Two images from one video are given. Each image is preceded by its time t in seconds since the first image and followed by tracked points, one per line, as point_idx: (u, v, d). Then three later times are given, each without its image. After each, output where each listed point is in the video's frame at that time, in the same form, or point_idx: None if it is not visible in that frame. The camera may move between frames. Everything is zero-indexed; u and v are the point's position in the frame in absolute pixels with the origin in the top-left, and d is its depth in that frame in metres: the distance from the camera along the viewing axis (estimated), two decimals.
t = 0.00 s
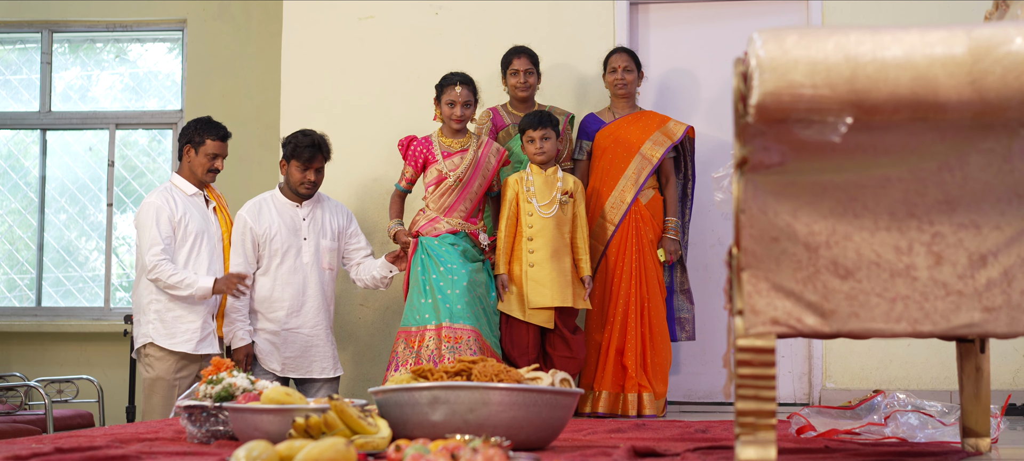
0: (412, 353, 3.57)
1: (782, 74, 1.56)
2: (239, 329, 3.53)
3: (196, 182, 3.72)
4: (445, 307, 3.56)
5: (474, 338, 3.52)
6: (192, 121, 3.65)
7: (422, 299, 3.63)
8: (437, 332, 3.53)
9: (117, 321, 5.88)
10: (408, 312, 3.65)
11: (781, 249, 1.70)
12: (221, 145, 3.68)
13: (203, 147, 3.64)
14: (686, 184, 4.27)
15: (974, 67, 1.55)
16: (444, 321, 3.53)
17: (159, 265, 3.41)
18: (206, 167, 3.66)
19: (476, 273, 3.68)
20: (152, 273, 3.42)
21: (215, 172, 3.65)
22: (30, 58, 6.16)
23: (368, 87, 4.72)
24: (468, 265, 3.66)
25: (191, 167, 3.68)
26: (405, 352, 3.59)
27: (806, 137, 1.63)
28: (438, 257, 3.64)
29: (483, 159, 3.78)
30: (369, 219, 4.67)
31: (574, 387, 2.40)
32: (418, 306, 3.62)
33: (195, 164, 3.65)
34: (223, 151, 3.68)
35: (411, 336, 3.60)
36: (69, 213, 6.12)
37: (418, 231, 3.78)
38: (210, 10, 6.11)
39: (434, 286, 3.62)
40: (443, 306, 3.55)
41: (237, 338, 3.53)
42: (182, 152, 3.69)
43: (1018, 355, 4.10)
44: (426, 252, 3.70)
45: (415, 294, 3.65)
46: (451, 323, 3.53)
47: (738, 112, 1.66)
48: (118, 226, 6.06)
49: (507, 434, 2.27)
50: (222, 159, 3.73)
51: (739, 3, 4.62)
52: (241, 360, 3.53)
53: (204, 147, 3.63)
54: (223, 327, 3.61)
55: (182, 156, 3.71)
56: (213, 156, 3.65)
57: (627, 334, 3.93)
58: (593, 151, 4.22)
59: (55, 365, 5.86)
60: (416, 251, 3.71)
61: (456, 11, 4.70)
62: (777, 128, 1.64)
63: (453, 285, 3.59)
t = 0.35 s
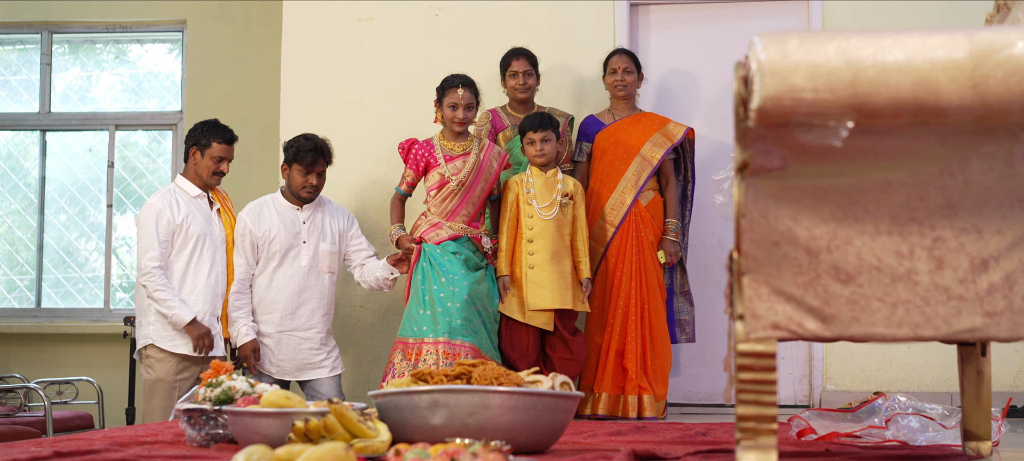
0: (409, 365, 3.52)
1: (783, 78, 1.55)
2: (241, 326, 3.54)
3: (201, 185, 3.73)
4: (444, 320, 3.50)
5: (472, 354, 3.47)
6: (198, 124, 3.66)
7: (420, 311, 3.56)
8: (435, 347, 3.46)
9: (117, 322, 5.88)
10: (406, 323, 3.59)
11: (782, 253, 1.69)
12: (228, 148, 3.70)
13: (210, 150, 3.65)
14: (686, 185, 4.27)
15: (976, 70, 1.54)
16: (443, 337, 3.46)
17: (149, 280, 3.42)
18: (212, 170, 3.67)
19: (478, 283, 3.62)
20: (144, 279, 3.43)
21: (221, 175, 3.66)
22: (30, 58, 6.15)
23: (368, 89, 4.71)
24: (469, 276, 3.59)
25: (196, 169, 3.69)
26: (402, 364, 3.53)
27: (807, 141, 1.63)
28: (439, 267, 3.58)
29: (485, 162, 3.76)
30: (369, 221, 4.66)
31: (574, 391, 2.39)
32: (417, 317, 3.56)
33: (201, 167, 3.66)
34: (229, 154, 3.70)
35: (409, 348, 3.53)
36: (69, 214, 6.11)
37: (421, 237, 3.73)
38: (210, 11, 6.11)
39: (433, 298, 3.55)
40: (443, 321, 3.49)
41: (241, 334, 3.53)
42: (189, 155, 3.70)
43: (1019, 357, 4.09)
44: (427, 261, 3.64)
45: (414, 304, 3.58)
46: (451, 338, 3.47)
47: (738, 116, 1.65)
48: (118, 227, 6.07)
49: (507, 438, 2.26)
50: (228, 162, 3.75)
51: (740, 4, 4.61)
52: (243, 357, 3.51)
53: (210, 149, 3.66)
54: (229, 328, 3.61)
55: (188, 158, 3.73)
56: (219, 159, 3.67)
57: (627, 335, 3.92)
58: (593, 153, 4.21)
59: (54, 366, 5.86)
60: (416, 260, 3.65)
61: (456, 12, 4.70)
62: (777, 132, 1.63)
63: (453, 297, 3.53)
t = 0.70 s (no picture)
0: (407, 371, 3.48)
1: (783, 82, 1.55)
2: (250, 330, 3.55)
3: (202, 187, 3.72)
4: (445, 326, 3.46)
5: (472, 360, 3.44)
6: (201, 126, 3.67)
7: (420, 316, 3.53)
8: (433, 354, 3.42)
9: (116, 324, 5.88)
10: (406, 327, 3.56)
11: (782, 258, 1.69)
12: (230, 150, 3.70)
13: (211, 152, 3.66)
14: (686, 187, 4.26)
15: (976, 75, 1.54)
16: (442, 343, 3.43)
17: (144, 285, 3.43)
18: (214, 172, 3.67)
19: (479, 287, 3.59)
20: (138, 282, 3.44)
21: (223, 178, 3.67)
22: (29, 59, 6.15)
23: (367, 91, 4.71)
24: (470, 280, 3.56)
25: (199, 171, 3.69)
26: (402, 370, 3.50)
27: (808, 145, 1.62)
28: (441, 269, 3.57)
29: (485, 167, 3.71)
30: (369, 223, 4.66)
31: (574, 394, 2.39)
32: (417, 322, 3.53)
33: (203, 169, 3.66)
34: (231, 157, 3.71)
35: (409, 354, 3.50)
36: (69, 215, 6.11)
37: (419, 241, 3.70)
38: (210, 13, 6.10)
39: (433, 303, 3.52)
40: (443, 326, 3.46)
41: (249, 339, 3.54)
42: (190, 158, 3.70)
43: (1020, 359, 4.09)
44: (427, 265, 3.61)
45: (415, 309, 3.56)
46: (450, 344, 3.44)
47: (739, 120, 1.65)
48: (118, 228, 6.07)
49: (506, 442, 2.26)
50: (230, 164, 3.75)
51: (740, 6, 4.61)
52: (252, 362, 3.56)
53: (212, 151, 3.66)
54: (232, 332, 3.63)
55: (190, 161, 3.73)
56: (221, 162, 3.67)
57: (627, 337, 3.92)
58: (592, 155, 4.21)
59: (54, 368, 5.85)
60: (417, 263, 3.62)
61: (456, 14, 4.69)
62: (778, 137, 1.63)
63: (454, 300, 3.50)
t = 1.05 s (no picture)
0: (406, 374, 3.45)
1: (784, 86, 1.54)
2: (262, 333, 3.50)
3: (203, 189, 3.72)
4: (445, 331, 3.42)
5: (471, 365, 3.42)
6: (202, 128, 3.66)
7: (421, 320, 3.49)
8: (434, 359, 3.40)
9: (116, 325, 5.88)
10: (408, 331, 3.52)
11: (783, 261, 1.69)
12: (231, 152, 3.68)
13: (212, 154, 3.65)
14: (686, 189, 4.26)
15: (978, 78, 1.53)
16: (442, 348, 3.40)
17: (135, 284, 3.39)
18: (215, 173, 3.66)
19: (481, 291, 3.53)
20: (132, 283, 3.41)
21: (224, 179, 3.66)
22: (29, 60, 6.15)
23: (368, 92, 4.71)
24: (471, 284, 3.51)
25: (200, 173, 3.69)
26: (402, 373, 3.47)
27: (809, 149, 1.62)
28: (440, 272, 3.51)
29: (485, 169, 3.67)
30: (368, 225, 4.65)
31: (574, 397, 2.38)
32: (417, 326, 3.49)
33: (204, 171, 3.65)
34: (232, 158, 3.69)
35: (408, 357, 3.47)
36: (68, 216, 6.11)
37: (418, 244, 3.64)
38: (210, 14, 6.10)
39: (433, 307, 3.47)
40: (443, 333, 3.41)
41: (261, 341, 3.49)
42: (190, 159, 3.69)
43: (1021, 361, 4.08)
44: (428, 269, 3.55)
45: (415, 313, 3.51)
46: (448, 349, 3.41)
47: (740, 124, 1.64)
48: (118, 229, 6.07)
49: (506, 445, 2.25)
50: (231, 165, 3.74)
51: (740, 8, 4.61)
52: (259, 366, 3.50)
53: (213, 153, 3.64)
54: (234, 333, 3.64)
55: (191, 162, 3.72)
56: (221, 163, 3.66)
57: (627, 340, 3.92)
58: (591, 157, 4.20)
59: (53, 369, 5.85)
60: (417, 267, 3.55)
61: (456, 16, 4.69)
62: (779, 140, 1.62)
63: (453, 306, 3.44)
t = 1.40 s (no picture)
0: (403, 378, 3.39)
1: (785, 89, 1.54)
2: (288, 329, 3.45)
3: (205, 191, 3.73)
4: (442, 339, 3.35)
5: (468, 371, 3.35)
6: (204, 129, 3.67)
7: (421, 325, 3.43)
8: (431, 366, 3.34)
9: (116, 326, 5.87)
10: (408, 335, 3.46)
11: (784, 265, 1.68)
12: (232, 153, 3.70)
13: (214, 155, 3.66)
14: (685, 190, 4.25)
15: (979, 82, 1.53)
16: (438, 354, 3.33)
17: (139, 286, 3.40)
18: (216, 175, 3.67)
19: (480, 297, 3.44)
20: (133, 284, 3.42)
21: (224, 181, 3.66)
22: (29, 61, 6.15)
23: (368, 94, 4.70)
24: (469, 290, 3.42)
25: (201, 174, 3.69)
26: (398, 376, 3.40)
27: (810, 153, 1.61)
28: (439, 277, 3.42)
29: (484, 166, 3.59)
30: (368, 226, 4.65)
31: (575, 400, 2.37)
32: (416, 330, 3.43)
33: (205, 172, 3.66)
34: (233, 160, 3.70)
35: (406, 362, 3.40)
36: (68, 217, 6.10)
37: (417, 245, 3.56)
38: (210, 14, 6.10)
39: (432, 313, 3.39)
40: (440, 341, 3.34)
41: (284, 337, 3.44)
42: (192, 161, 3.70)
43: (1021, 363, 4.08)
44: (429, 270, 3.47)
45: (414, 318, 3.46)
46: (446, 355, 3.34)
47: (740, 127, 1.64)
48: (117, 229, 6.07)
49: (507, 448, 2.25)
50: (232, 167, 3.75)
51: (741, 9, 4.60)
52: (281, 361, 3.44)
53: (215, 155, 3.65)
54: (234, 335, 3.64)
55: (192, 164, 3.73)
56: (223, 165, 3.67)
57: (627, 341, 3.91)
58: (591, 158, 4.19)
59: (53, 370, 5.85)
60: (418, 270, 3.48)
61: (456, 17, 4.69)
62: (779, 144, 1.62)
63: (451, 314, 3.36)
